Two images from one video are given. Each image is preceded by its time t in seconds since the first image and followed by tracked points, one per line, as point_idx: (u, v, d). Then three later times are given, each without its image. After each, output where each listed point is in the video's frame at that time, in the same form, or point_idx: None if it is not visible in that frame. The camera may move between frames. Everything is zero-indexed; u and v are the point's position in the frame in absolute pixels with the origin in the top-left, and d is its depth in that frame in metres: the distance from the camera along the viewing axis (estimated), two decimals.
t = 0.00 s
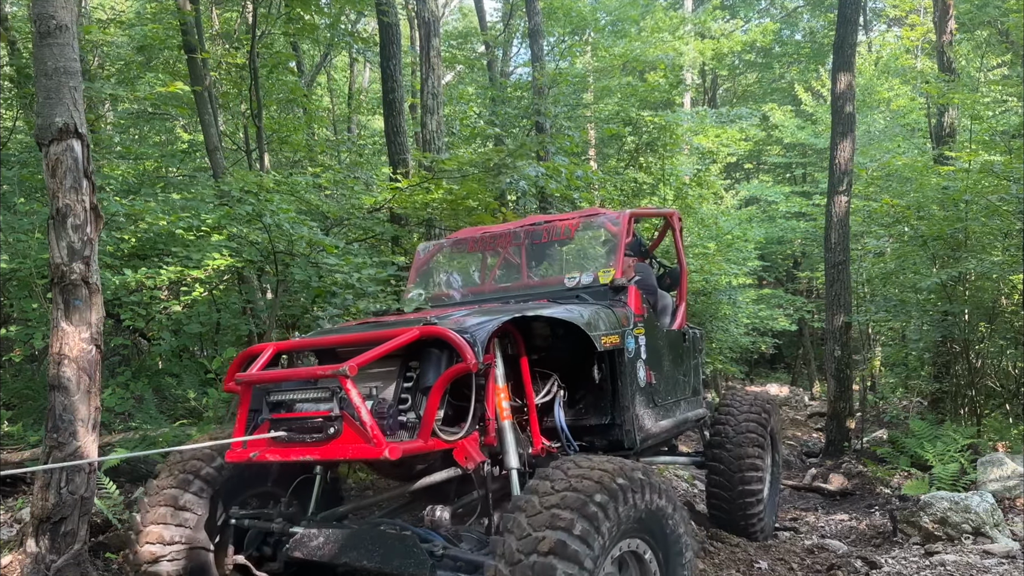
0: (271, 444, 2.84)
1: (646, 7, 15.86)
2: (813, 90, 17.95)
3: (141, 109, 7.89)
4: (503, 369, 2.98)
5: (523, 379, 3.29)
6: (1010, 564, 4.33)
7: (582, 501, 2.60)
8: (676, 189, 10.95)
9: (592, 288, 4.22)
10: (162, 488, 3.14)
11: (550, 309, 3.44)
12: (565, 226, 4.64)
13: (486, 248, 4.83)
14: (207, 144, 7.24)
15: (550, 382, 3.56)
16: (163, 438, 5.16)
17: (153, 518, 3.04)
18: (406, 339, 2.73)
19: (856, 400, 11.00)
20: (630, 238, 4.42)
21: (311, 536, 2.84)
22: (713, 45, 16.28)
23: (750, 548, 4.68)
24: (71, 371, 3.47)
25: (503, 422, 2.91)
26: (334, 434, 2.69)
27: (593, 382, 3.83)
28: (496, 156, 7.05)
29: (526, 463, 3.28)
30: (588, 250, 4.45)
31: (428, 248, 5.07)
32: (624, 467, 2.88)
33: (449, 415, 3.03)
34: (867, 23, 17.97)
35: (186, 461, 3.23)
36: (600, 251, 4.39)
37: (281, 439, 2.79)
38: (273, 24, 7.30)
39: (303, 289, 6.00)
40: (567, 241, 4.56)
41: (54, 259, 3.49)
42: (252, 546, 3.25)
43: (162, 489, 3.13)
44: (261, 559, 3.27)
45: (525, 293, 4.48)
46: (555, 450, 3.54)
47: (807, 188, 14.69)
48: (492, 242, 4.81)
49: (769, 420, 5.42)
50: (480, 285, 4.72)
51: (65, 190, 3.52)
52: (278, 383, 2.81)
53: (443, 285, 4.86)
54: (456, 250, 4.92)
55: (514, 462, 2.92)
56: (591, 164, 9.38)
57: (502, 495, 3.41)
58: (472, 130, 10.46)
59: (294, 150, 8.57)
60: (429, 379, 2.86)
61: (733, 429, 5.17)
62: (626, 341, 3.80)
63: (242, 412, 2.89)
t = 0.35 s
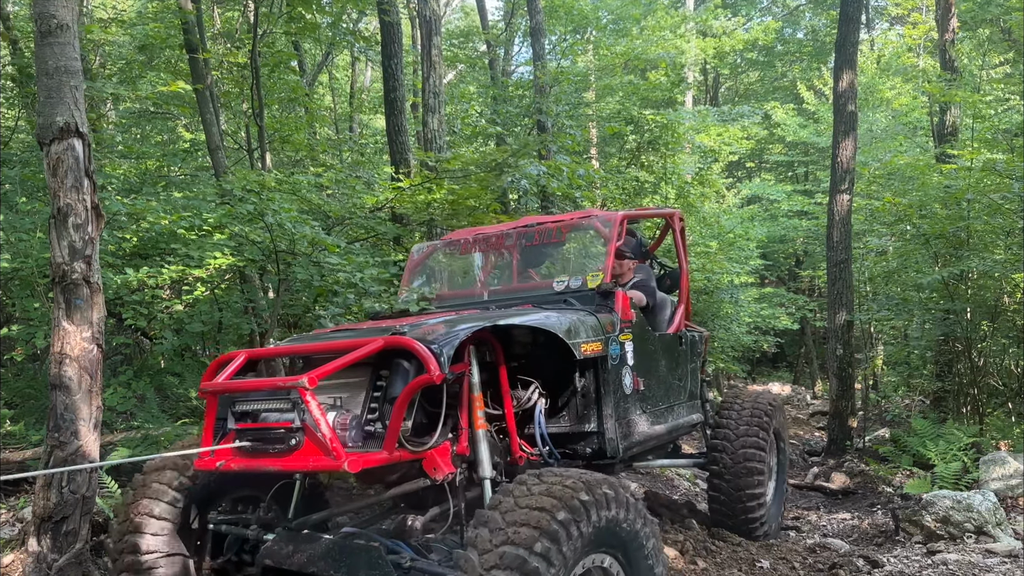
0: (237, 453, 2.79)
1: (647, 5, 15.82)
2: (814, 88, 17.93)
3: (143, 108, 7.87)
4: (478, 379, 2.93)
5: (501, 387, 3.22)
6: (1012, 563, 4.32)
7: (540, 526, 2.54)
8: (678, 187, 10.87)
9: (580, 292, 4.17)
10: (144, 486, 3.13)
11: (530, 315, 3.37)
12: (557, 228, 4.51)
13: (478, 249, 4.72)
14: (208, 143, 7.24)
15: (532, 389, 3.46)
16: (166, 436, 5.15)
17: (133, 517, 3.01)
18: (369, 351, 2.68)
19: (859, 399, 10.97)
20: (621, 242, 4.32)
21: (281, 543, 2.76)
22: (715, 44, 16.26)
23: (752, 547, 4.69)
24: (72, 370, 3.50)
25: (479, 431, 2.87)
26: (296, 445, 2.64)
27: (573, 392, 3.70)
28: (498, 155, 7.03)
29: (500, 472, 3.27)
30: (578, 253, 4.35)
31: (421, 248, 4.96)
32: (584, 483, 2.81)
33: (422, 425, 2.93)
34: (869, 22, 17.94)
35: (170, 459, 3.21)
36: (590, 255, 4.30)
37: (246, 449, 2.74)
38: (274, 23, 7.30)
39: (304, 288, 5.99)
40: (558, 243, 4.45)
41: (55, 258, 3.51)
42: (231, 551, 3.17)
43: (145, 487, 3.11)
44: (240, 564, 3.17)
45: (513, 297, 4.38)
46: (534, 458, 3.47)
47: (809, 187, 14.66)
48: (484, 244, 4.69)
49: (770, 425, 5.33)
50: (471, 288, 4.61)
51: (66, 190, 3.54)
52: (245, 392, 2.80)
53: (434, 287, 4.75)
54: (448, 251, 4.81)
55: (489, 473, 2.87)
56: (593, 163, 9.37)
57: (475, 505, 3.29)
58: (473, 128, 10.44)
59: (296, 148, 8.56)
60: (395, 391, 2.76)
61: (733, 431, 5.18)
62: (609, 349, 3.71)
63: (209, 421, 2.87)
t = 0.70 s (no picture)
0: (203, 456, 2.72)
1: (650, 3, 15.78)
2: (817, 86, 17.91)
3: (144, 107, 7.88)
4: (455, 379, 2.90)
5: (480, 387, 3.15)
6: (1015, 562, 4.31)
7: (524, 538, 2.51)
8: (681, 186, 10.71)
9: (567, 289, 4.06)
10: (128, 477, 3.18)
11: (511, 313, 3.27)
12: (546, 222, 4.42)
13: (466, 244, 4.65)
14: (210, 142, 7.24)
15: (515, 388, 3.39)
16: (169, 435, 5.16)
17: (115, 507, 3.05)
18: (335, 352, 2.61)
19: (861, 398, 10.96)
20: (611, 236, 4.20)
21: (251, 548, 2.66)
22: (718, 42, 16.23)
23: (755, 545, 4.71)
24: (75, 368, 3.93)
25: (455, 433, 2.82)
26: (260, 450, 2.56)
27: (555, 391, 3.54)
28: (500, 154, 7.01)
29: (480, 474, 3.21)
30: (567, 248, 4.25)
31: (410, 245, 4.92)
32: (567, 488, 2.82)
33: (395, 426, 2.86)
34: (872, 20, 17.91)
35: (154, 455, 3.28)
36: (579, 250, 4.20)
37: (210, 453, 2.67)
38: (275, 21, 7.30)
39: (307, 287, 6.00)
40: (547, 238, 4.36)
41: (59, 258, 3.94)
42: (206, 554, 3.12)
43: (129, 477, 3.16)
44: (214, 569, 3.12)
45: (499, 293, 4.31)
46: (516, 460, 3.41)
47: (811, 185, 14.65)
48: (472, 239, 4.62)
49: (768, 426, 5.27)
50: (458, 284, 4.55)
51: (69, 189, 3.96)
52: (210, 395, 2.68)
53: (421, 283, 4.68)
54: (438, 246, 4.76)
55: (464, 474, 2.84)
56: (595, 161, 9.36)
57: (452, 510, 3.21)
58: (475, 127, 10.44)
59: (298, 147, 8.56)
60: (366, 392, 2.69)
61: (730, 429, 5.17)
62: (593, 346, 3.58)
63: (173, 424, 2.75)
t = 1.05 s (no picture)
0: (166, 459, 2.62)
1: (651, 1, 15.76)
2: (819, 85, 17.90)
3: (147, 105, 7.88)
4: (428, 376, 2.85)
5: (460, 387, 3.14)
6: (1018, 560, 4.30)
7: (513, 511, 2.58)
8: (683, 185, 10.91)
9: (549, 284, 3.97)
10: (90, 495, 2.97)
11: (487, 309, 3.24)
12: (529, 216, 4.32)
13: (448, 241, 4.57)
14: (212, 140, 7.25)
15: (493, 385, 3.38)
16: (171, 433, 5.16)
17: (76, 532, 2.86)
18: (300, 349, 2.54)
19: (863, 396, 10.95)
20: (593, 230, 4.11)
21: (223, 549, 2.64)
22: (720, 40, 16.21)
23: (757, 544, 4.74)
24: (77, 366, 3.95)
25: (428, 432, 2.76)
26: (222, 451, 2.45)
27: (536, 387, 3.51)
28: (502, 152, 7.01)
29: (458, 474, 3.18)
30: (550, 242, 4.16)
31: (393, 243, 4.83)
32: (538, 486, 2.73)
33: (367, 426, 2.79)
34: (874, 18, 17.89)
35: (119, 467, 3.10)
36: (561, 244, 4.11)
37: (173, 455, 2.56)
38: (278, 19, 7.31)
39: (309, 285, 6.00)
40: (528, 232, 4.26)
41: (61, 256, 3.94)
42: (182, 558, 3.02)
43: (90, 498, 2.93)
44: (190, 571, 3.05)
45: (480, 288, 4.19)
46: (496, 457, 3.35)
47: (813, 183, 14.64)
48: (454, 235, 4.53)
49: (762, 423, 5.25)
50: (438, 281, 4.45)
51: (71, 186, 3.98)
52: (173, 394, 2.58)
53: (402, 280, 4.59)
54: (420, 244, 4.66)
55: (439, 474, 2.76)
56: (597, 160, 9.37)
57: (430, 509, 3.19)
58: (477, 125, 10.44)
59: (300, 145, 8.56)
60: (332, 390, 2.64)
61: (724, 426, 5.14)
62: (575, 341, 3.53)
63: (137, 424, 2.67)
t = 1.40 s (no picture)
0: (145, 458, 2.58)
1: None
2: (822, 83, 17.88)
3: (150, 103, 7.89)
4: (411, 375, 2.81)
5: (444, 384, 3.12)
6: (1021, 560, 4.30)
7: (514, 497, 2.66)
8: (686, 183, 11.05)
9: (537, 280, 3.94)
10: (66, 514, 2.93)
11: (471, 306, 3.14)
12: (518, 213, 4.30)
13: (438, 238, 4.55)
14: (215, 138, 7.26)
15: (479, 383, 3.36)
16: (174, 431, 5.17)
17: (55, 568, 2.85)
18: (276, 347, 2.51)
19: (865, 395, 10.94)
20: (582, 226, 4.09)
21: (204, 550, 2.62)
22: (723, 38, 16.19)
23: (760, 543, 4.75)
24: (81, 364, 3.96)
25: (411, 430, 2.74)
26: (198, 449, 2.41)
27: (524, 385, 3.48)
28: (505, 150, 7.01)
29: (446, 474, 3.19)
30: (539, 239, 4.14)
31: (383, 241, 4.81)
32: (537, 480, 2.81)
33: (349, 424, 2.81)
34: (878, 16, 17.84)
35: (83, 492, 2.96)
36: (551, 241, 4.09)
37: (151, 455, 2.53)
38: (280, 17, 7.31)
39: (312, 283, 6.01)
40: (517, 230, 4.24)
41: (65, 253, 3.94)
42: (169, 559, 3.00)
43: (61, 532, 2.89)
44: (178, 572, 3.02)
45: (467, 287, 4.18)
46: (482, 456, 3.34)
47: (816, 182, 14.63)
48: (443, 232, 4.51)
49: (757, 419, 5.20)
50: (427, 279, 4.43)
51: (75, 184, 3.98)
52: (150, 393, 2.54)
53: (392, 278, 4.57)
54: (409, 242, 4.64)
55: (423, 472, 2.74)
56: (600, 158, 9.37)
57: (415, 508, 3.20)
58: (480, 123, 10.44)
59: (303, 143, 8.56)
60: (310, 388, 2.59)
61: (717, 426, 5.09)
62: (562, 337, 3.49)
63: (114, 424, 2.65)
